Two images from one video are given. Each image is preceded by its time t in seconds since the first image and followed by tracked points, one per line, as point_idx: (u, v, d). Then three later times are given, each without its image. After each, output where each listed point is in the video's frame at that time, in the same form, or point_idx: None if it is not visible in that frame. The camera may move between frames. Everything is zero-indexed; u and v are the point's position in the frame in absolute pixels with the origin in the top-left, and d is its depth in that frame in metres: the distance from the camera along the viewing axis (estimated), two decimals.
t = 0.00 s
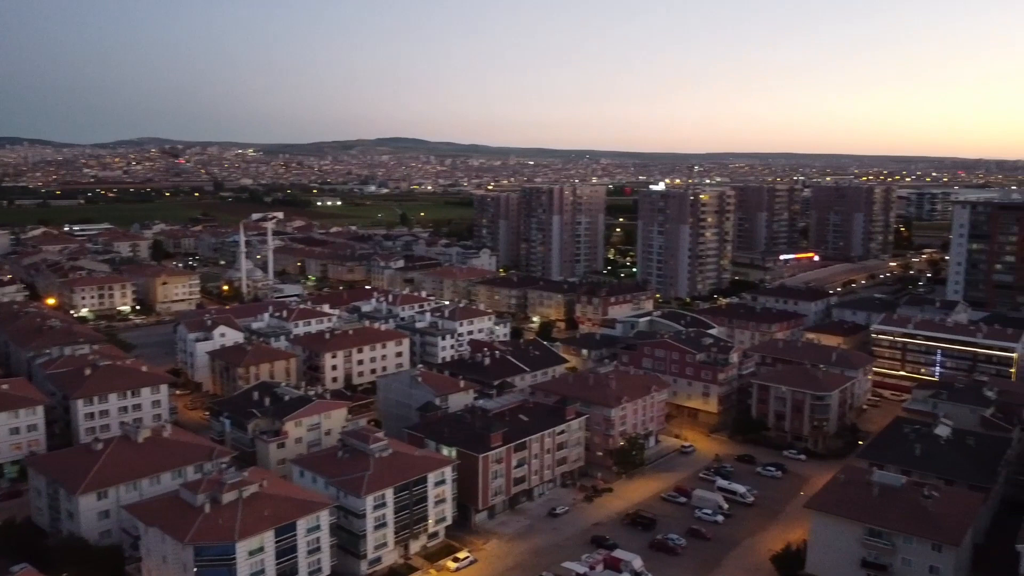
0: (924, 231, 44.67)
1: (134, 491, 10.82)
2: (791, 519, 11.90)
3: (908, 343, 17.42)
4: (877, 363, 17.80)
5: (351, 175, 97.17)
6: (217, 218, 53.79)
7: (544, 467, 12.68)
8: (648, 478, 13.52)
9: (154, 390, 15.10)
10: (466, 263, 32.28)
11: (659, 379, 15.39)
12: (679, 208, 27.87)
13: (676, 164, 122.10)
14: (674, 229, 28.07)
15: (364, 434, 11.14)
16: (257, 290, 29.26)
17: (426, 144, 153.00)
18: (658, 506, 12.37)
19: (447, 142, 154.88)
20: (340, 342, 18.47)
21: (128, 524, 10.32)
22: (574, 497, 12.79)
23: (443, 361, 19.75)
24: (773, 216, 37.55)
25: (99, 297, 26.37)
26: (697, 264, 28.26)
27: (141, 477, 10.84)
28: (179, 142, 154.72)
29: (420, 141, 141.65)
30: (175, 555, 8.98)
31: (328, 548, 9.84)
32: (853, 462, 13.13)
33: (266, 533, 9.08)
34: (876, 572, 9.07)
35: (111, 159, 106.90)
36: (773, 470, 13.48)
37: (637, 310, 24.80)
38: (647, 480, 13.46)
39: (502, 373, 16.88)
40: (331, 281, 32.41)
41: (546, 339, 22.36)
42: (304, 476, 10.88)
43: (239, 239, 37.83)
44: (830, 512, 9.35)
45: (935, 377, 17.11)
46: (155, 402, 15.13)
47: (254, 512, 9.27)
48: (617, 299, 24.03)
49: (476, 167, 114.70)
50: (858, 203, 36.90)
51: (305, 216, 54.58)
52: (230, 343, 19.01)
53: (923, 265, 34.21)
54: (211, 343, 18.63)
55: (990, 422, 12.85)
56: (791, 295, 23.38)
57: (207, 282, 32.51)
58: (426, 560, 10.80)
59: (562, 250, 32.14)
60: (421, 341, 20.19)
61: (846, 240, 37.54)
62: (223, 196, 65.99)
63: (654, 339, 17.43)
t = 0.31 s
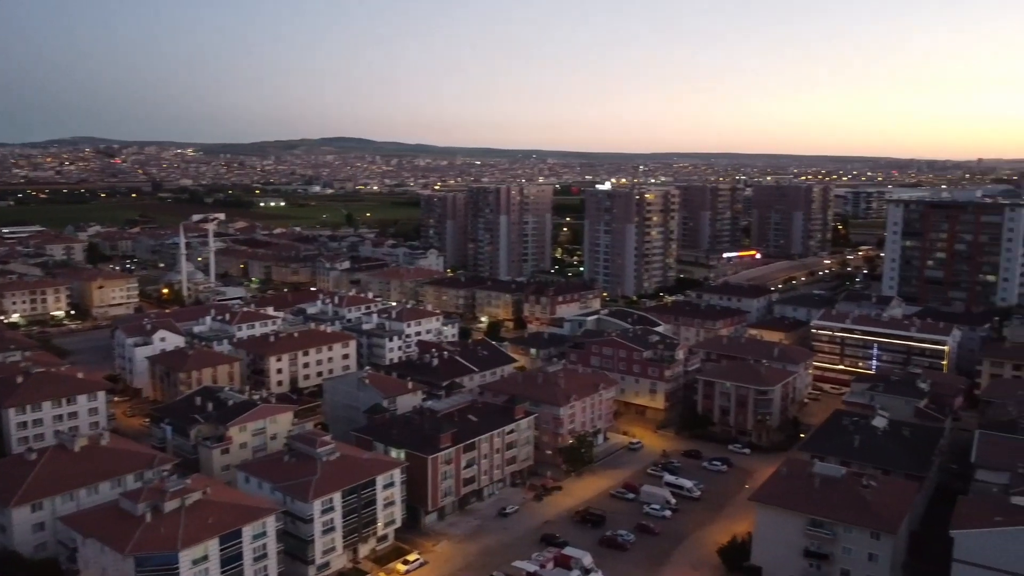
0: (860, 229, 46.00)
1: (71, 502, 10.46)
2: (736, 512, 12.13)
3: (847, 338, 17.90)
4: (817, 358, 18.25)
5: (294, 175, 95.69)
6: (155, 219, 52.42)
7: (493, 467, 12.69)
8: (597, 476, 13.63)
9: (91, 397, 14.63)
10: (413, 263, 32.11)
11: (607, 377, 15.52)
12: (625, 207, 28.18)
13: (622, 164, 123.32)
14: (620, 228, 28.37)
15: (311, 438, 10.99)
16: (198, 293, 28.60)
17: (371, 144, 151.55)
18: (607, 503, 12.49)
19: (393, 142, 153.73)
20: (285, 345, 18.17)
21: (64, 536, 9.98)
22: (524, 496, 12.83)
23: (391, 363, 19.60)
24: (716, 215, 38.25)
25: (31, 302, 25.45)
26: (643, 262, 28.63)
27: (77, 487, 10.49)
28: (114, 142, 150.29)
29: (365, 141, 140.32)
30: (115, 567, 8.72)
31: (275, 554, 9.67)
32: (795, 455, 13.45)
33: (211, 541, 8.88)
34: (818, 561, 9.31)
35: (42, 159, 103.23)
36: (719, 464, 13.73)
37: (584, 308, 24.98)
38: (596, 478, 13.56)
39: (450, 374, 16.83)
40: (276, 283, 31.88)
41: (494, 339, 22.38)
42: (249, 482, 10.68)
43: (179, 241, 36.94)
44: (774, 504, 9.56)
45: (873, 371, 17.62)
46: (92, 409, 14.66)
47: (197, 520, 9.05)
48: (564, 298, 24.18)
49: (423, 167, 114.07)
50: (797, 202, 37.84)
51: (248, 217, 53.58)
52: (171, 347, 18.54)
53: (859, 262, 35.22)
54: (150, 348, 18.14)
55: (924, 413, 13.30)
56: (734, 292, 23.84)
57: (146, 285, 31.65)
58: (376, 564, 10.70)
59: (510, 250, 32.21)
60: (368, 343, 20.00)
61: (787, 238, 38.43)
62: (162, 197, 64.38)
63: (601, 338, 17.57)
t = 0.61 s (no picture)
0: (793, 227, 47.25)
1: None
2: (678, 506, 12.33)
3: (781, 333, 18.38)
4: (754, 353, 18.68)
5: (229, 175, 93.52)
6: (82, 221, 50.62)
7: (437, 468, 12.63)
8: (541, 474, 13.69)
9: (16, 407, 14.03)
10: (353, 264, 31.73)
11: (549, 375, 15.60)
12: (566, 206, 28.36)
13: (562, 164, 124.08)
14: (562, 227, 28.56)
15: (250, 443, 10.75)
16: (129, 297, 27.72)
17: (308, 144, 149.16)
18: (551, 501, 12.55)
19: (331, 141, 151.59)
20: (222, 349, 17.75)
21: None
22: (468, 496, 12.80)
23: (332, 365, 19.33)
24: (654, 214, 38.81)
25: None
26: (584, 261, 28.89)
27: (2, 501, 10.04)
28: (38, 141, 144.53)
29: (302, 141, 138.01)
30: None
31: (213, 563, 9.43)
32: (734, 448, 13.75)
33: (145, 552, 8.61)
34: (756, 551, 9.52)
35: None
36: (660, 459, 13.94)
37: (527, 308, 25.06)
38: (539, 476, 13.62)
39: (392, 375, 16.68)
40: (211, 286, 31.11)
41: (436, 339, 22.29)
42: (186, 490, 10.39)
43: (108, 243, 35.72)
44: (713, 497, 9.74)
45: (807, 365, 18.12)
46: (16, 420, 14.06)
47: (131, 531, 8.76)
48: (506, 298, 24.22)
49: (362, 167, 112.78)
50: (733, 201, 38.69)
51: (182, 219, 52.15)
52: (101, 353, 17.93)
53: (793, 259, 36.20)
54: (79, 354, 17.51)
55: (855, 404, 13.74)
56: (673, 290, 24.24)
57: (74, 289, 30.52)
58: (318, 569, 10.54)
59: (451, 249, 32.10)
60: (308, 345, 19.69)
61: (723, 236, 39.24)
62: (90, 198, 62.19)
63: (544, 336, 17.65)
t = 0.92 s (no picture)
0: (736, 226, 48.16)
1: None
2: (626, 502, 12.46)
3: (725, 330, 18.73)
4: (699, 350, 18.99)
5: (168, 176, 91.16)
6: (12, 223, 48.70)
7: (385, 471, 12.52)
8: (490, 474, 13.68)
9: None
10: (298, 266, 31.26)
11: (498, 375, 15.61)
12: (513, 206, 28.41)
13: (508, 164, 124.25)
14: (509, 227, 28.59)
15: (193, 450, 10.50)
16: (64, 301, 26.79)
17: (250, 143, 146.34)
18: (501, 501, 12.57)
19: (274, 140, 149.05)
20: (162, 354, 17.29)
21: None
22: (417, 498, 12.73)
23: (277, 369, 19.00)
24: (601, 213, 39.16)
25: None
26: (532, 260, 28.99)
27: None
28: None
29: (244, 140, 135.33)
30: None
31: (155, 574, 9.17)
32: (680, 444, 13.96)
33: (83, 564, 8.33)
34: (703, 545, 9.69)
35: None
36: (608, 456, 14.08)
37: (475, 308, 25.03)
38: (489, 476, 13.62)
39: (339, 377, 16.48)
40: (150, 289, 30.28)
41: (384, 341, 22.13)
42: (125, 500, 10.09)
43: (40, 246, 34.48)
44: (661, 493, 9.86)
45: (750, 360, 18.51)
46: None
47: (67, 543, 8.47)
48: (454, 298, 24.16)
49: (306, 167, 111.13)
50: (678, 201, 39.29)
51: (119, 220, 50.65)
52: (33, 360, 17.30)
53: (736, 257, 36.90)
54: (10, 362, 16.86)
55: (796, 398, 14.08)
56: (619, 288, 24.49)
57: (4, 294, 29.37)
58: None
59: (398, 250, 31.88)
60: (252, 348, 19.32)
61: (668, 235, 39.80)
62: (20, 199, 59.90)
63: (492, 336, 17.64)
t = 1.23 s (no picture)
0: (681, 224, 48.90)
1: None
2: (575, 500, 12.55)
3: (671, 327, 19.00)
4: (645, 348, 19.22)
5: (103, 176, 88.47)
6: None
7: (332, 475, 12.36)
8: (439, 476, 13.62)
9: None
10: (240, 268, 30.65)
11: (447, 376, 15.54)
12: (460, 206, 28.34)
13: (454, 164, 123.90)
14: (456, 227, 28.52)
15: (132, 458, 10.20)
16: None
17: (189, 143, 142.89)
18: (451, 502, 12.52)
19: (214, 140, 145.89)
20: (99, 360, 16.76)
21: None
22: (365, 501, 12.60)
23: (219, 374, 18.60)
24: (547, 213, 39.36)
25: None
26: (479, 260, 28.96)
27: None
28: None
29: (183, 139, 132.12)
30: None
31: None
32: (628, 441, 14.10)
33: None
34: (651, 540, 9.81)
35: None
36: (557, 454, 14.14)
37: (422, 308, 24.90)
38: (439, 477, 13.57)
39: (285, 381, 16.21)
40: (86, 293, 29.34)
41: (330, 343, 21.86)
42: (61, 511, 9.75)
43: None
44: (609, 490, 9.95)
45: (695, 357, 18.80)
46: None
47: None
48: (401, 299, 23.99)
49: (248, 167, 109.00)
50: (623, 200, 39.73)
51: (50, 222, 48.96)
52: None
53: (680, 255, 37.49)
54: None
55: (740, 393, 14.36)
56: (566, 287, 24.65)
57: None
58: None
59: (344, 251, 31.52)
60: (193, 353, 18.87)
61: (614, 234, 40.21)
62: None
63: (440, 337, 17.57)
